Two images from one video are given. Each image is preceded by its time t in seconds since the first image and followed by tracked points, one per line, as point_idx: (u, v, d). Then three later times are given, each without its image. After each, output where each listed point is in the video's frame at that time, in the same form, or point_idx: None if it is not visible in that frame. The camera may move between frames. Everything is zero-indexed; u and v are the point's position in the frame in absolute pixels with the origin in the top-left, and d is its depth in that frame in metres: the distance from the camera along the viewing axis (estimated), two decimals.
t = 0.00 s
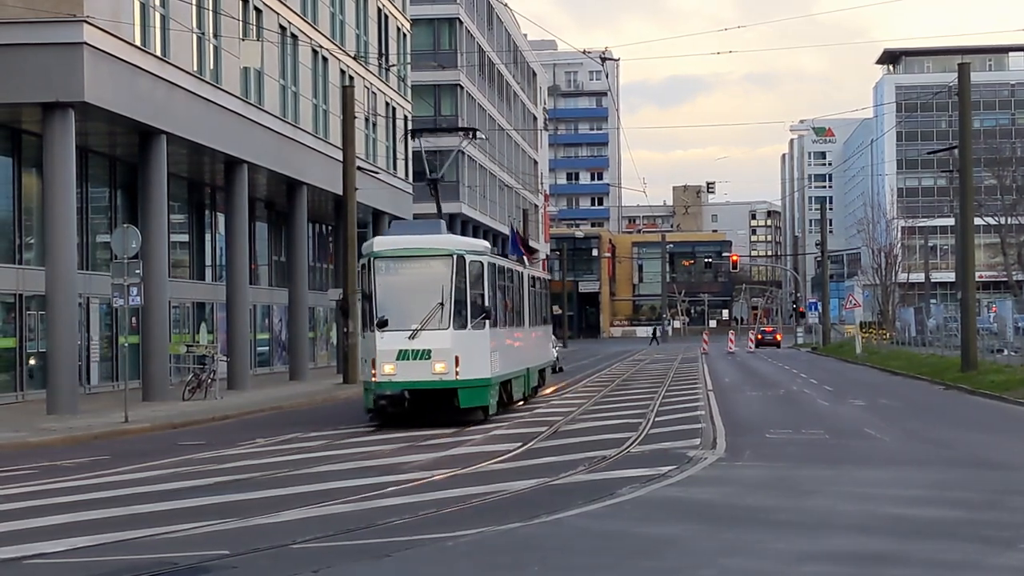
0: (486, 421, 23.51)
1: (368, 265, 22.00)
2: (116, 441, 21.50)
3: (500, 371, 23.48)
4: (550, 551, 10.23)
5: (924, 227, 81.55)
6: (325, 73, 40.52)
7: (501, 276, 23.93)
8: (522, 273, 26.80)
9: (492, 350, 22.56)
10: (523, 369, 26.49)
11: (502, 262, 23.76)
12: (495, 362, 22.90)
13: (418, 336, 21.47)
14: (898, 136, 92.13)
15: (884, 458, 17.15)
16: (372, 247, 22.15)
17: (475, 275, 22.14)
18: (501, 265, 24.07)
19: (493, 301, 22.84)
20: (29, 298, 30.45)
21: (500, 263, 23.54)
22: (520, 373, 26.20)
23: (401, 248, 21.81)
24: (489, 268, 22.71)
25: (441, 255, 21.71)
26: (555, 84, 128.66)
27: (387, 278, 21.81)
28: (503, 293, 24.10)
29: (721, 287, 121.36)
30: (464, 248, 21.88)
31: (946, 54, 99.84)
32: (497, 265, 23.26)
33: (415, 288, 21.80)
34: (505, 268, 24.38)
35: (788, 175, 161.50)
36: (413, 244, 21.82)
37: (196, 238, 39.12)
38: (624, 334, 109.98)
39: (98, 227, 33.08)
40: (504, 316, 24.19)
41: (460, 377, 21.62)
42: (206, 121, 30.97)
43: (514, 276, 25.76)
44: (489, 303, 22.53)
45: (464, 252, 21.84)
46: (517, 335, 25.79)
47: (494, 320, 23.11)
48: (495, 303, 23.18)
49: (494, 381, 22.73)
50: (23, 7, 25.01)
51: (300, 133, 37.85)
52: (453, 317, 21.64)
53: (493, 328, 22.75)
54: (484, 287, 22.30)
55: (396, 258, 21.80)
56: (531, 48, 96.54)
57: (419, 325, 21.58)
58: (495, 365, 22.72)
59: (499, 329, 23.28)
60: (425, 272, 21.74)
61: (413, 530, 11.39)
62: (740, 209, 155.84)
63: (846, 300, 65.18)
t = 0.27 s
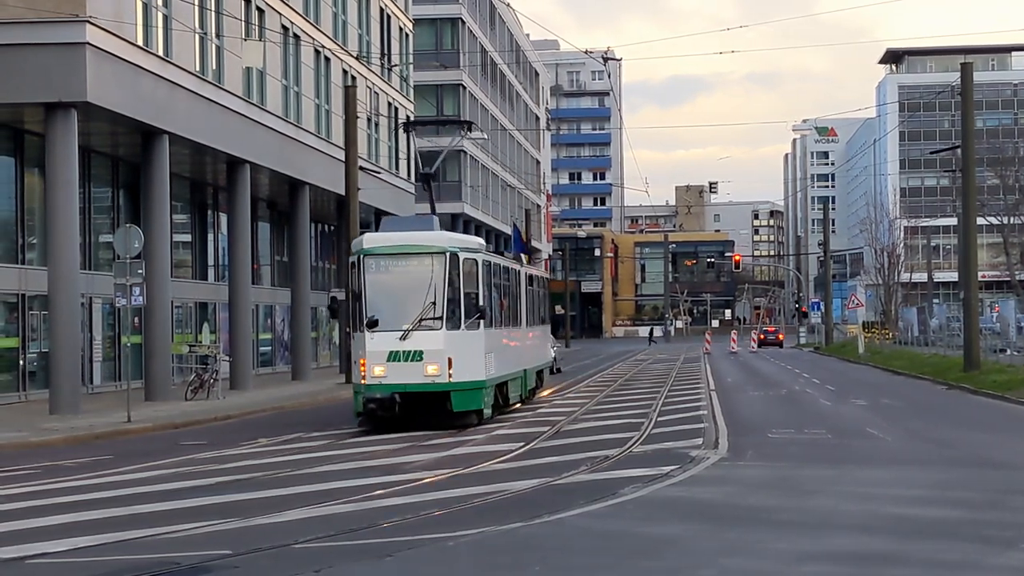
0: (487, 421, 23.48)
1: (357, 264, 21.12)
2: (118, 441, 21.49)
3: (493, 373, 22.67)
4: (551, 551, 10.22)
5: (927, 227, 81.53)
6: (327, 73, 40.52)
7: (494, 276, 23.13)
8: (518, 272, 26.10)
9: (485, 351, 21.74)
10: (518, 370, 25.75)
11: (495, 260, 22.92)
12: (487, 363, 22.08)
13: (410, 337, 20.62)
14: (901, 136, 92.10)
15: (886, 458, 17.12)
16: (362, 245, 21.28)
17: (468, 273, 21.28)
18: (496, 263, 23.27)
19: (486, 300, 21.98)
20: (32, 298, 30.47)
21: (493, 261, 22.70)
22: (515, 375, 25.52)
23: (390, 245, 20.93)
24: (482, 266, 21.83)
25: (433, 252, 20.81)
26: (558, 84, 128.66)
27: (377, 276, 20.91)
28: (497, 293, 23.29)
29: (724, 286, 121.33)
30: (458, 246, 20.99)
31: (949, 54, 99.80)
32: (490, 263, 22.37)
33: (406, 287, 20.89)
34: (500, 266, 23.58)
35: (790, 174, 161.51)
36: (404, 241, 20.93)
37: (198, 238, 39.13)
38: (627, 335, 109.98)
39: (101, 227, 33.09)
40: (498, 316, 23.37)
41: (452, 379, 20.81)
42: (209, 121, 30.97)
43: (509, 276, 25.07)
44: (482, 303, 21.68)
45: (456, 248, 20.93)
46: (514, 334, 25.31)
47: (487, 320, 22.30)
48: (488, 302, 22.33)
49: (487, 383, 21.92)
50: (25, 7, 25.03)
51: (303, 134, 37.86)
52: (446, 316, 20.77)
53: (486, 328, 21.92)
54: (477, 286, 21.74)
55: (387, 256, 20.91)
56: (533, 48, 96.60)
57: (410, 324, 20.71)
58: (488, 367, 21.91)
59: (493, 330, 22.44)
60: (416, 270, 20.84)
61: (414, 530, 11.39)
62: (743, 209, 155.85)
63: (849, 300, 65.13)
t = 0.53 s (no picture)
0: (491, 421, 23.43)
1: (347, 260, 20.45)
2: (120, 441, 21.46)
3: (490, 376, 22.02)
4: (555, 551, 10.21)
5: (931, 226, 81.44)
6: (330, 72, 40.50)
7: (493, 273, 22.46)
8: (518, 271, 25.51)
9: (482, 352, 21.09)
10: (518, 373, 25.13)
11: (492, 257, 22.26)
12: (484, 365, 21.43)
13: (401, 337, 20.01)
14: (905, 136, 92.01)
15: (890, 458, 17.08)
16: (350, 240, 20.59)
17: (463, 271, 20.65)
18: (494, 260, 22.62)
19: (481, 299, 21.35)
20: (36, 298, 30.49)
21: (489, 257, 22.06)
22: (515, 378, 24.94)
23: (382, 241, 20.27)
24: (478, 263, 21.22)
25: (426, 249, 20.22)
26: (561, 84, 128.61)
27: (368, 274, 20.27)
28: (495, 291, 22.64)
29: (728, 286, 121.20)
30: (452, 242, 20.40)
31: (953, 53, 99.69)
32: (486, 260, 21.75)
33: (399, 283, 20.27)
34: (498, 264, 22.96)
35: (795, 175, 161.40)
36: (396, 237, 20.28)
37: (202, 238, 39.15)
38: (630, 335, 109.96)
39: (105, 227, 33.11)
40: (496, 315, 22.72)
41: (446, 382, 20.17)
42: (213, 120, 30.97)
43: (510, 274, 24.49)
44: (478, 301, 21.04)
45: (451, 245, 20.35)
46: (514, 335, 24.81)
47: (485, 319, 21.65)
48: (484, 300, 21.68)
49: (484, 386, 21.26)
50: (29, 7, 25.04)
51: (307, 134, 37.86)
52: (439, 316, 20.18)
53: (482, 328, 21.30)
54: (473, 286, 21.02)
55: (378, 253, 20.27)
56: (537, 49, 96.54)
57: (402, 324, 20.11)
58: (485, 369, 21.25)
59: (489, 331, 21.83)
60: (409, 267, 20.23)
61: (416, 530, 11.39)
62: (746, 208, 155.79)
63: (852, 300, 65.06)
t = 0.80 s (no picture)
0: (494, 421, 23.36)
1: (336, 258, 19.71)
2: (124, 441, 21.47)
3: (486, 378, 21.33)
4: (558, 551, 10.21)
5: (935, 226, 81.42)
6: (334, 72, 40.51)
7: (489, 270, 21.71)
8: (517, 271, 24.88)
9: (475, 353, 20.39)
10: (516, 374, 24.53)
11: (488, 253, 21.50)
12: (479, 367, 20.73)
13: (392, 338, 19.30)
14: (909, 135, 91.98)
15: (893, 458, 17.06)
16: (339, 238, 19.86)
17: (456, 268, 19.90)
18: (491, 257, 21.89)
19: (476, 297, 20.60)
20: (40, 298, 30.52)
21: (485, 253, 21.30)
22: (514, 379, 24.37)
23: (371, 237, 19.55)
24: (472, 260, 20.47)
25: (417, 245, 19.50)
26: (565, 83, 128.65)
27: (357, 271, 19.53)
28: (492, 290, 21.96)
29: (731, 286, 121.05)
30: (445, 239, 19.67)
31: (957, 53, 99.66)
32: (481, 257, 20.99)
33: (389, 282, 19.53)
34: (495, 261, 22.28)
35: (799, 174, 161.29)
36: (386, 233, 19.56)
37: (206, 237, 39.17)
38: (634, 334, 110.02)
39: (108, 227, 33.14)
40: (493, 314, 22.00)
41: (438, 384, 19.50)
42: (216, 120, 30.98)
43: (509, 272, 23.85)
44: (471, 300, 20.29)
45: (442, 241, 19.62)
46: (513, 335, 24.25)
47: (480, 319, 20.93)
48: (480, 299, 20.92)
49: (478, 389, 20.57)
50: (33, 7, 25.05)
51: (311, 133, 37.87)
52: (431, 315, 19.46)
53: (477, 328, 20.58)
54: (467, 283, 20.32)
55: (367, 249, 19.54)
56: (541, 49, 96.63)
57: (392, 324, 19.40)
58: (479, 371, 20.56)
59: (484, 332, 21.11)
60: (400, 265, 19.48)
61: (420, 529, 11.39)
62: (750, 208, 155.84)
63: (856, 300, 65.00)
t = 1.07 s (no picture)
0: (496, 422, 23.32)
1: (321, 255, 19.02)
2: (127, 441, 21.46)
3: (478, 380, 20.62)
4: (561, 551, 10.20)
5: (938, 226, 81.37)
6: (337, 72, 40.52)
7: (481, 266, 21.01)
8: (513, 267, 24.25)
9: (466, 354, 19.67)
10: (512, 375, 23.95)
11: (479, 249, 20.76)
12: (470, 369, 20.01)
13: (379, 339, 18.59)
14: (912, 135, 91.94)
15: (896, 458, 17.04)
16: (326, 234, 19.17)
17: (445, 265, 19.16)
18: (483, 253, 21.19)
19: (465, 295, 19.87)
20: (43, 298, 30.54)
21: (476, 249, 20.59)
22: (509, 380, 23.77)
23: (358, 234, 18.86)
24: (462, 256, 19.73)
25: (404, 241, 18.77)
26: (568, 83, 128.64)
27: (343, 268, 18.85)
28: (486, 288, 21.25)
29: (734, 286, 121.01)
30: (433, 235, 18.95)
31: (960, 53, 99.61)
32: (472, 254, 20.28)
33: (376, 279, 18.80)
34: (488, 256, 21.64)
35: (802, 174, 161.35)
36: (373, 228, 18.86)
37: (209, 237, 39.18)
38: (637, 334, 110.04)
39: (111, 227, 33.15)
40: (486, 312, 21.29)
41: (426, 387, 18.78)
42: (219, 120, 30.97)
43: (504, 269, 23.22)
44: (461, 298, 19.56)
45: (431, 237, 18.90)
46: (509, 334, 23.68)
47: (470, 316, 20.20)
48: (471, 297, 20.20)
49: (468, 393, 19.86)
50: (36, 7, 25.04)
51: (313, 133, 37.88)
52: (419, 314, 18.73)
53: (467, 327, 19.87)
54: (458, 281, 19.66)
55: (354, 246, 18.85)
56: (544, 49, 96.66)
57: (379, 324, 18.68)
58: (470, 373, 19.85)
59: (477, 332, 20.44)
60: (387, 262, 18.77)
61: (424, 530, 11.39)
62: (753, 208, 155.89)
63: (859, 300, 64.96)
